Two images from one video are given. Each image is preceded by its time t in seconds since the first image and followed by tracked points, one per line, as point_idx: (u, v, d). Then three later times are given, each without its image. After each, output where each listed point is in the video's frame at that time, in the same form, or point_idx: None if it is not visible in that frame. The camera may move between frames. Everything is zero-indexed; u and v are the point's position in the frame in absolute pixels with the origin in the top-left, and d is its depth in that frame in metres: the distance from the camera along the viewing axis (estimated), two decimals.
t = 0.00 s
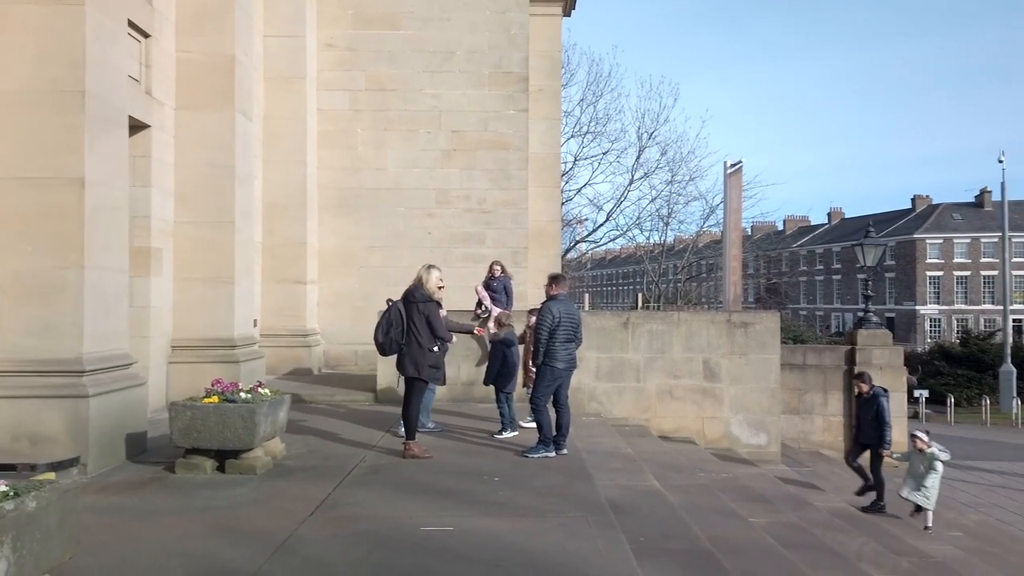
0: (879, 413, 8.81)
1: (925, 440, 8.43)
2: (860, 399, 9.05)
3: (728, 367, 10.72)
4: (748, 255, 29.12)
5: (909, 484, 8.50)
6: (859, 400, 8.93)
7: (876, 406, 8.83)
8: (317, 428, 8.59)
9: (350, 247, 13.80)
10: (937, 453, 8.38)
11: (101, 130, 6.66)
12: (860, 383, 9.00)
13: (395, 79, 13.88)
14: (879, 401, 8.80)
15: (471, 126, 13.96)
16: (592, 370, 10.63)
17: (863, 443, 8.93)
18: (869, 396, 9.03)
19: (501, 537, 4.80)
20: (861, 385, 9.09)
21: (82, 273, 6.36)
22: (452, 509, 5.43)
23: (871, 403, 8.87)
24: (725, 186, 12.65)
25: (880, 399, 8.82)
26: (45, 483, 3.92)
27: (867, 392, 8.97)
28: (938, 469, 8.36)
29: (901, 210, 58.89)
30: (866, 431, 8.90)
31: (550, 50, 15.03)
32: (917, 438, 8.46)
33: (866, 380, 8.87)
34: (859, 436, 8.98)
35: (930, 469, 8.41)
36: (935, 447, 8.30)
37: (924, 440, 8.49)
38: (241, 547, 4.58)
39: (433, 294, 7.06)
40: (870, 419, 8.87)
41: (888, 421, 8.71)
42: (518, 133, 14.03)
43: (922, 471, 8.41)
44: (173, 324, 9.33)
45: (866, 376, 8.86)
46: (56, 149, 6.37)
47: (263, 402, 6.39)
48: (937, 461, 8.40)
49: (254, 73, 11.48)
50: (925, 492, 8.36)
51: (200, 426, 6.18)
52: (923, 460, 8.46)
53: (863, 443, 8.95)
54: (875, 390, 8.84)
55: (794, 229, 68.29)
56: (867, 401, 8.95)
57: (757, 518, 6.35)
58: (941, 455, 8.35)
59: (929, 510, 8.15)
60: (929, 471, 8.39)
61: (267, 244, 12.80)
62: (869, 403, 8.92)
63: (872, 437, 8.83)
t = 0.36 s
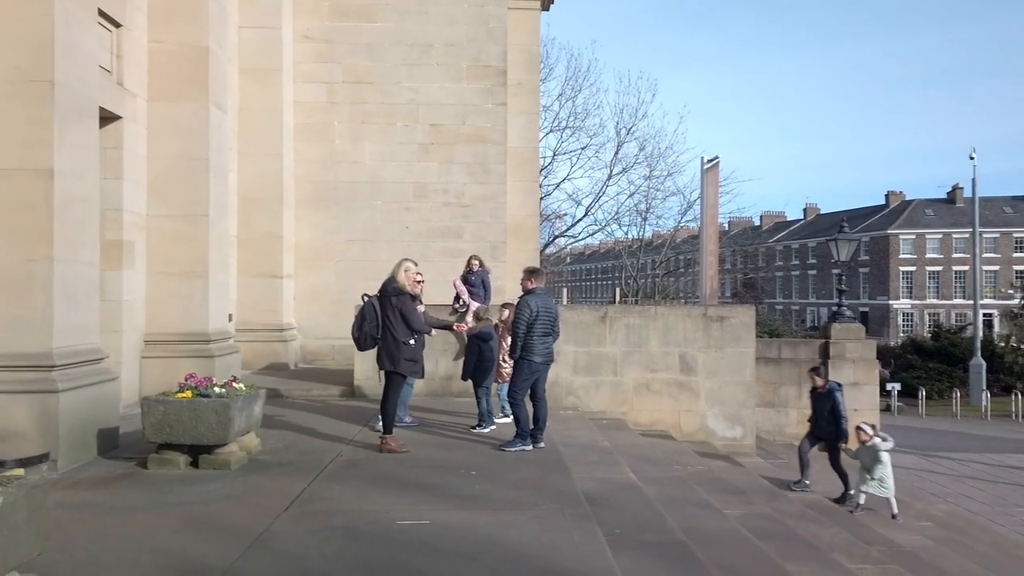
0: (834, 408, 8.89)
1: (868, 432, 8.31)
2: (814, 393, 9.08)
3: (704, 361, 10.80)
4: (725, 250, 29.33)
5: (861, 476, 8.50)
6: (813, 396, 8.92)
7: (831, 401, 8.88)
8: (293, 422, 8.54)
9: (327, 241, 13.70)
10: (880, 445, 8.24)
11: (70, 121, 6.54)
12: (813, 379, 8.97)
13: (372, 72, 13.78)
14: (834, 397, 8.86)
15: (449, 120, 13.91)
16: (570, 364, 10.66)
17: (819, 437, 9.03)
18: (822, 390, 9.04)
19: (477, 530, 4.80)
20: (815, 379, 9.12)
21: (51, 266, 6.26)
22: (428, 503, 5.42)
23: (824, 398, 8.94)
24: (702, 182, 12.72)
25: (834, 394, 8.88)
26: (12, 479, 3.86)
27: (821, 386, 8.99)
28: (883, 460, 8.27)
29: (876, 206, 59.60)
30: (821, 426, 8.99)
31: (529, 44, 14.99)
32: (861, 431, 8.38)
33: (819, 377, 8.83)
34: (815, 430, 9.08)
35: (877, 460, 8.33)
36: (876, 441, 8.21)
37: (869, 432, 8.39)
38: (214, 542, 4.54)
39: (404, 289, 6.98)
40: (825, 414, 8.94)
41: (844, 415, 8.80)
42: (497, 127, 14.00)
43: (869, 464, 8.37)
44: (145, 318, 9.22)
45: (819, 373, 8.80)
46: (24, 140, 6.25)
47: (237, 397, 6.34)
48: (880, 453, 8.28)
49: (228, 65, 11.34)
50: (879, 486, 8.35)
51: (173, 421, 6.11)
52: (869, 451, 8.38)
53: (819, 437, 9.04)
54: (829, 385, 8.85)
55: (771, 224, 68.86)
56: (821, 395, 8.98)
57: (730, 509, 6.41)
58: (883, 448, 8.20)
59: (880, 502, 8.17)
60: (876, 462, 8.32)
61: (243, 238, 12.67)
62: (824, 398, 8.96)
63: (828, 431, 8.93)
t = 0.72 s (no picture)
0: (786, 388, 9.03)
1: (824, 412, 8.55)
2: (765, 376, 9.22)
3: (680, 355, 10.87)
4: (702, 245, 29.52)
5: (817, 458, 8.59)
6: (767, 376, 9.05)
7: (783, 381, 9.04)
8: (269, 417, 8.46)
9: (303, 235, 13.58)
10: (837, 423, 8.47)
11: (38, 111, 6.41)
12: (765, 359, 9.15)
13: (349, 64, 13.66)
14: (785, 376, 9.04)
15: (427, 113, 13.83)
16: (547, 358, 10.68)
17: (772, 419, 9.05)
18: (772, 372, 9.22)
19: (452, 524, 4.79)
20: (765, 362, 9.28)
21: (18, 260, 6.15)
22: (403, 497, 5.40)
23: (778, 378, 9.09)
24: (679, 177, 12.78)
25: (786, 373, 9.07)
26: None
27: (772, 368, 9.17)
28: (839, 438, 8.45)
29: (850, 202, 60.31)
30: (774, 408, 9.05)
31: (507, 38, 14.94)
32: (817, 411, 8.55)
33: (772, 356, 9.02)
34: (768, 413, 9.09)
35: (833, 440, 8.54)
36: (833, 418, 8.43)
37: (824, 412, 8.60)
38: (185, 538, 4.49)
39: (375, 283, 6.93)
40: (777, 395, 9.03)
41: (796, 394, 8.95)
42: (474, 121, 13.96)
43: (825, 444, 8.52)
44: (116, 313, 9.08)
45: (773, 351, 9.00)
46: None
47: (210, 391, 6.26)
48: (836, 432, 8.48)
49: (202, 56, 11.19)
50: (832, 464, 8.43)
51: (144, 416, 6.03)
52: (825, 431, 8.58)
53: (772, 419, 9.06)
54: (781, 364, 9.05)
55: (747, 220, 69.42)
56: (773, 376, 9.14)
57: (705, 501, 6.47)
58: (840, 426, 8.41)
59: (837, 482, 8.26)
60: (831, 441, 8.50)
61: (217, 231, 12.52)
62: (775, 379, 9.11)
63: (781, 412, 9.00)
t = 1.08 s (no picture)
0: (750, 378, 9.09)
1: (779, 411, 8.43)
2: (730, 367, 9.30)
3: (658, 349, 10.92)
4: (680, 240, 29.68)
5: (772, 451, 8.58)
6: (729, 367, 9.14)
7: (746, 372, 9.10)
8: (246, 413, 8.39)
9: (281, 229, 13.46)
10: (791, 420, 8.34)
11: (8, 102, 6.29)
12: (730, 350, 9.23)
13: (327, 57, 13.54)
14: (749, 367, 9.10)
15: (406, 107, 13.76)
16: (526, 353, 10.69)
17: (737, 408, 9.15)
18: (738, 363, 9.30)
19: (431, 518, 4.79)
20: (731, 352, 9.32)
21: None
22: (382, 491, 5.39)
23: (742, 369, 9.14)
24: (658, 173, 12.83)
25: (750, 364, 9.11)
26: None
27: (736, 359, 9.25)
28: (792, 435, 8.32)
29: (826, 198, 60.93)
30: (738, 397, 9.14)
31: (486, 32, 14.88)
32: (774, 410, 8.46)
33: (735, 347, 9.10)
34: (733, 403, 9.18)
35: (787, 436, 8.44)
36: (788, 416, 8.33)
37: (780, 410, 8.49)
38: (161, 534, 4.44)
39: (353, 278, 6.88)
40: (741, 385, 9.12)
41: (759, 385, 8.99)
42: (454, 115, 13.92)
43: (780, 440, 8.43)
44: (90, 307, 8.95)
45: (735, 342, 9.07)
46: None
47: (186, 386, 6.20)
48: (790, 431, 8.32)
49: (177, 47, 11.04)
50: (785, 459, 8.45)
51: (118, 412, 5.96)
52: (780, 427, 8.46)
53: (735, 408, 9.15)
54: (744, 355, 9.11)
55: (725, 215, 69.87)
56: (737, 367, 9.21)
57: (682, 494, 6.52)
58: (793, 424, 8.28)
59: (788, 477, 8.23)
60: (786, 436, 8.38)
61: (192, 225, 12.38)
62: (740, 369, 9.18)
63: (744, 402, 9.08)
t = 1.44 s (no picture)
0: (710, 373, 9.01)
1: (740, 391, 8.56)
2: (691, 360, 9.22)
3: (639, 343, 10.97)
4: (661, 236, 29.80)
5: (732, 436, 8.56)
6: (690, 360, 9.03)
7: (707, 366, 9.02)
8: (225, 408, 8.32)
9: (260, 223, 13.34)
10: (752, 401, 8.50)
11: None
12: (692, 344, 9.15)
13: (307, 49, 13.41)
14: (710, 362, 9.02)
15: (387, 100, 13.68)
16: (507, 347, 10.69)
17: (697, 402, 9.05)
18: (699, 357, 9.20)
19: (411, 512, 4.78)
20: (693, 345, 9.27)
21: None
22: (361, 486, 5.37)
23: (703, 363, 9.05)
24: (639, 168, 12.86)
25: (710, 358, 9.02)
26: None
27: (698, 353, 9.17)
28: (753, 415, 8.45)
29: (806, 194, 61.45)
30: (697, 391, 9.05)
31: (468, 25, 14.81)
32: (734, 391, 8.57)
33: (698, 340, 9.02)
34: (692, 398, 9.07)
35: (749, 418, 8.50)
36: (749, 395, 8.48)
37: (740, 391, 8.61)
38: (137, 531, 4.39)
39: (336, 272, 6.87)
40: (701, 378, 9.03)
41: (719, 379, 8.92)
42: (435, 109, 13.86)
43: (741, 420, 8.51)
44: (64, 302, 8.83)
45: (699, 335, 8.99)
46: None
47: (162, 382, 6.13)
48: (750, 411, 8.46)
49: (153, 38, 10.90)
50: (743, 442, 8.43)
51: (93, 408, 5.88)
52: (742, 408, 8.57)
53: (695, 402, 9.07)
54: (706, 349, 9.03)
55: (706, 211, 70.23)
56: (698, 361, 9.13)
57: (661, 487, 6.56)
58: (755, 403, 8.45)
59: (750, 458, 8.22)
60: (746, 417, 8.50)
61: (170, 219, 12.24)
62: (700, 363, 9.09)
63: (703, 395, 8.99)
